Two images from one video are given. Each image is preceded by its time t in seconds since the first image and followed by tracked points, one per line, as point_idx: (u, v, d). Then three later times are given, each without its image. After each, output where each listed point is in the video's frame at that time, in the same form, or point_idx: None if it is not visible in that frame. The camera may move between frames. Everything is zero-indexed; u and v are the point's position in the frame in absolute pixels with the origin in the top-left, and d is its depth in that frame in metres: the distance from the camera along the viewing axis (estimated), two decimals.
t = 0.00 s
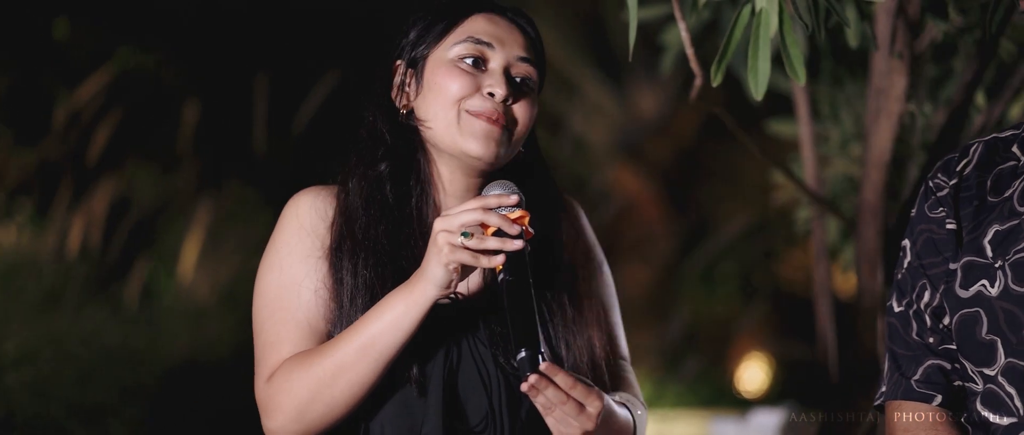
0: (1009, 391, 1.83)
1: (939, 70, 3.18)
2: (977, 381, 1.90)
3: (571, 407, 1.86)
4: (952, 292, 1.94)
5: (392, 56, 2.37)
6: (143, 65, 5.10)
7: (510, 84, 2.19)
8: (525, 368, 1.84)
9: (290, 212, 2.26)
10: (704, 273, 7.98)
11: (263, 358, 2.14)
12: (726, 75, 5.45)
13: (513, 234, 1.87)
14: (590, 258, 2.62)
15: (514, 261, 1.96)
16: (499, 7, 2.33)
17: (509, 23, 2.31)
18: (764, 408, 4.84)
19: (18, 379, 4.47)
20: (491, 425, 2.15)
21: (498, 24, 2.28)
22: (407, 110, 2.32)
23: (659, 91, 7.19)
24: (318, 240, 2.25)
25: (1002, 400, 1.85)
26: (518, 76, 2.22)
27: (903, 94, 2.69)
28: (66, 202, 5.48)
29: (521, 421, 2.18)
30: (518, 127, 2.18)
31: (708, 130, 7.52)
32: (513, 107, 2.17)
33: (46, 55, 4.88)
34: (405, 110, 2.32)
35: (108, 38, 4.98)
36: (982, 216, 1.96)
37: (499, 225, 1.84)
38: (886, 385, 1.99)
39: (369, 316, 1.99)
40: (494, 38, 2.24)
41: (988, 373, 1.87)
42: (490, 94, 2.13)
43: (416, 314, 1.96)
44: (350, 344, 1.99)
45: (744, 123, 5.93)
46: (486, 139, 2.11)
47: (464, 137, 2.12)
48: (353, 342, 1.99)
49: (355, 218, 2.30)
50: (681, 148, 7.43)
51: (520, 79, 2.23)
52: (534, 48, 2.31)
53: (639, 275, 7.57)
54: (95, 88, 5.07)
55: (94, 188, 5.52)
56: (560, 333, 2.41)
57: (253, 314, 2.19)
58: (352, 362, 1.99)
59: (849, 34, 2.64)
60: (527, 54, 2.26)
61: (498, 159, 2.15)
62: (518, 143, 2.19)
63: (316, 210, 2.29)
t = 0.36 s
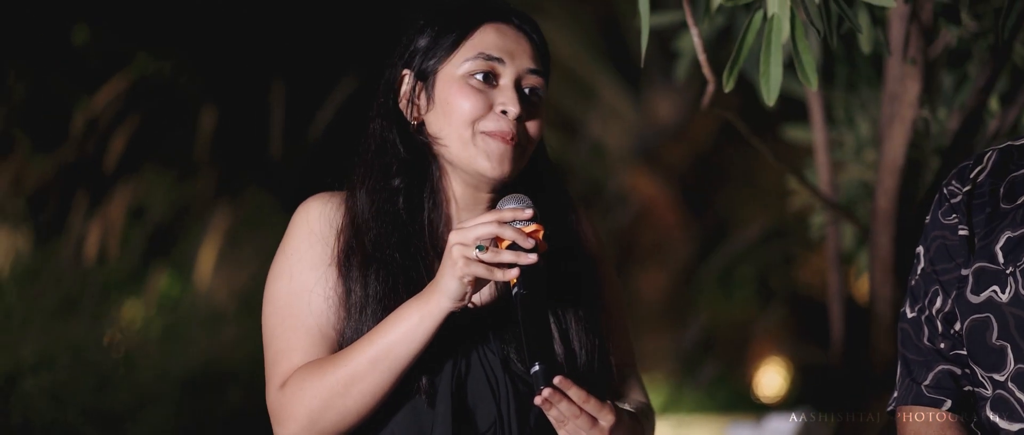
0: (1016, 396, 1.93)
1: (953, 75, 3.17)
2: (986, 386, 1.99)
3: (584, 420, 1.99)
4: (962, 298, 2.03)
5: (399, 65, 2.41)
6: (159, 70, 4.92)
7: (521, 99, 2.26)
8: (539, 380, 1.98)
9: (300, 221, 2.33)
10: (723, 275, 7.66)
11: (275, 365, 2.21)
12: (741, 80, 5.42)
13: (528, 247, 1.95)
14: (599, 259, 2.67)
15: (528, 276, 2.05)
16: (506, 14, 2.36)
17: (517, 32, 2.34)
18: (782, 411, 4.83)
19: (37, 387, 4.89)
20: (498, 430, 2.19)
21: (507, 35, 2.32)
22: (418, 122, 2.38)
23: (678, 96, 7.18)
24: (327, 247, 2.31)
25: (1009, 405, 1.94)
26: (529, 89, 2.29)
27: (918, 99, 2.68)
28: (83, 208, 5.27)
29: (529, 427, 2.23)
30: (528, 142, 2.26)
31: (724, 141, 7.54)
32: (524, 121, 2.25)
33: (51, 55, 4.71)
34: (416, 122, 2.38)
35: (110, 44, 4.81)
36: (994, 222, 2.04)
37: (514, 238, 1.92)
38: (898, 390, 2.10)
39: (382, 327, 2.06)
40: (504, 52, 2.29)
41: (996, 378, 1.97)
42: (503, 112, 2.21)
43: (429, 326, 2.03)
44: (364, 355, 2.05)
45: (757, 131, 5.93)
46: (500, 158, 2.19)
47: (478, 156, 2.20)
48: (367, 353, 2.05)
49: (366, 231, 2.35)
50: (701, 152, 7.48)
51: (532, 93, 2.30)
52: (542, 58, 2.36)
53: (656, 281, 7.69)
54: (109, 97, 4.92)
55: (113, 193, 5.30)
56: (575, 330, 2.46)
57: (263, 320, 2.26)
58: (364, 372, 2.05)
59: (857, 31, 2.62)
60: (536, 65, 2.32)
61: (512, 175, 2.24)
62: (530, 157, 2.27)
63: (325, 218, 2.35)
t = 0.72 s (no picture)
0: None
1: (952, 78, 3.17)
2: (992, 393, 2.01)
3: (581, 423, 2.00)
4: (965, 305, 2.05)
5: (395, 71, 2.41)
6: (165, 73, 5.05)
7: (517, 112, 2.28)
8: (537, 384, 1.98)
9: (299, 225, 2.34)
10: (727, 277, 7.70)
11: (275, 371, 2.23)
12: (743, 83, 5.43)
13: (524, 252, 1.96)
14: (596, 260, 2.67)
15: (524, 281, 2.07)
16: (503, 23, 2.35)
17: (514, 41, 2.34)
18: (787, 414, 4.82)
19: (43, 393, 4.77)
20: None
21: (505, 45, 2.32)
22: (414, 131, 2.39)
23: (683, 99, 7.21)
24: (327, 252, 2.32)
25: (1017, 413, 1.96)
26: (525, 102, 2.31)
27: (917, 102, 2.69)
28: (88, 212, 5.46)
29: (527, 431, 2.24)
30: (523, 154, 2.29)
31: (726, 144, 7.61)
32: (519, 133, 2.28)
33: (50, 55, 4.72)
34: (412, 131, 2.39)
35: (111, 44, 4.84)
36: (995, 227, 2.06)
37: (510, 243, 1.93)
38: (900, 396, 2.11)
39: (381, 332, 2.07)
40: (501, 64, 2.29)
41: (1004, 386, 1.99)
42: (498, 126, 2.23)
43: (427, 331, 2.04)
44: (363, 360, 2.07)
45: (759, 133, 5.94)
46: (494, 172, 2.23)
47: (473, 170, 2.23)
48: (365, 358, 2.07)
49: (365, 238, 2.36)
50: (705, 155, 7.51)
51: (527, 105, 2.32)
52: (538, 68, 2.37)
53: (661, 283, 7.73)
54: (115, 101, 5.03)
55: (116, 198, 5.50)
56: (572, 331, 2.47)
57: (263, 327, 2.28)
58: (363, 378, 2.07)
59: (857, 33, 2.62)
60: (533, 77, 2.33)
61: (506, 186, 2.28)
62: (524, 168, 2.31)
63: (324, 224, 2.36)
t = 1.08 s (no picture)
0: None
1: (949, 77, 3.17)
2: (998, 390, 2.13)
3: (571, 426, 2.02)
4: (969, 304, 2.17)
5: (388, 77, 2.42)
6: (160, 76, 5.28)
7: (511, 115, 2.28)
8: (527, 388, 1.99)
9: (297, 231, 2.39)
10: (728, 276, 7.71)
11: (274, 374, 2.27)
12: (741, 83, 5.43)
13: (516, 255, 1.95)
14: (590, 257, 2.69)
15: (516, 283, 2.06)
16: (495, 26, 2.35)
17: (507, 44, 2.34)
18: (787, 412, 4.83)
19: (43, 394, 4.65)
20: None
21: (498, 49, 2.33)
22: (409, 135, 2.41)
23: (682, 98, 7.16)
24: (324, 257, 2.36)
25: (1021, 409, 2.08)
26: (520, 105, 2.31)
27: (912, 100, 2.69)
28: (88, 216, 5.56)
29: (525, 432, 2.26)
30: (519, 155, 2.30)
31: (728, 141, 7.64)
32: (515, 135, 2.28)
33: (51, 54, 5.04)
34: (406, 136, 2.41)
35: (110, 43, 5.14)
36: (995, 227, 2.19)
37: (500, 246, 1.93)
38: (908, 397, 2.22)
39: (375, 336, 2.11)
40: (494, 69, 2.30)
41: (1009, 383, 2.11)
42: (493, 130, 2.24)
43: (420, 335, 2.07)
44: (357, 364, 2.10)
45: (757, 132, 5.94)
46: (490, 175, 2.24)
47: (469, 174, 2.24)
48: (360, 362, 2.10)
49: (361, 244, 2.38)
50: (706, 153, 7.60)
51: (523, 107, 2.32)
52: (532, 69, 2.37)
53: (662, 283, 7.83)
54: (115, 104, 5.32)
55: (116, 202, 5.61)
56: (571, 327, 2.48)
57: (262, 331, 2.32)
58: (358, 381, 2.10)
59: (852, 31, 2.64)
60: (527, 79, 2.33)
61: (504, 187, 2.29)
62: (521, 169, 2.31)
63: (322, 229, 2.41)
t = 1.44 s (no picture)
0: None
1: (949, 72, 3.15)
2: (993, 388, 1.96)
3: (567, 423, 1.97)
4: (964, 302, 1.99)
5: (382, 81, 2.38)
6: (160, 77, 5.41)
7: (493, 102, 2.20)
8: (522, 385, 1.95)
9: (301, 228, 2.29)
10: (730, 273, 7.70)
11: (274, 370, 2.21)
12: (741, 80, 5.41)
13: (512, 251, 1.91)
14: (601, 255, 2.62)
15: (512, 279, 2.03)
16: (476, 17, 2.31)
17: (485, 33, 2.29)
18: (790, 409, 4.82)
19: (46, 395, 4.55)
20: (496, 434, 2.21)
21: (476, 38, 2.27)
22: (404, 136, 2.35)
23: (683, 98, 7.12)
24: (327, 250, 2.28)
25: (1018, 408, 1.91)
26: (501, 91, 2.22)
27: (912, 96, 2.68)
28: (91, 217, 5.84)
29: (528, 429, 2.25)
30: (506, 143, 2.19)
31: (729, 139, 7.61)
32: (499, 123, 2.19)
33: (51, 55, 5.01)
34: (401, 137, 2.36)
35: (111, 43, 5.23)
36: (992, 225, 2.01)
37: (497, 243, 1.88)
38: (904, 395, 2.06)
39: (375, 332, 2.06)
40: (471, 57, 2.24)
41: (1005, 381, 1.94)
42: (472, 117, 2.16)
43: (419, 331, 2.02)
44: (356, 360, 2.06)
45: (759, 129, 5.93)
46: (475, 164, 2.15)
47: (453, 164, 2.16)
48: (359, 358, 2.06)
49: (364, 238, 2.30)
50: (707, 152, 7.52)
51: (507, 93, 2.23)
52: (517, 56, 2.29)
53: (664, 282, 7.83)
54: (115, 106, 5.37)
55: (118, 204, 5.89)
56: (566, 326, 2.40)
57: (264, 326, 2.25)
58: (358, 378, 2.06)
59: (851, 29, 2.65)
60: (508, 64, 2.25)
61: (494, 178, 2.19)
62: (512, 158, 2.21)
63: (326, 226, 2.30)
